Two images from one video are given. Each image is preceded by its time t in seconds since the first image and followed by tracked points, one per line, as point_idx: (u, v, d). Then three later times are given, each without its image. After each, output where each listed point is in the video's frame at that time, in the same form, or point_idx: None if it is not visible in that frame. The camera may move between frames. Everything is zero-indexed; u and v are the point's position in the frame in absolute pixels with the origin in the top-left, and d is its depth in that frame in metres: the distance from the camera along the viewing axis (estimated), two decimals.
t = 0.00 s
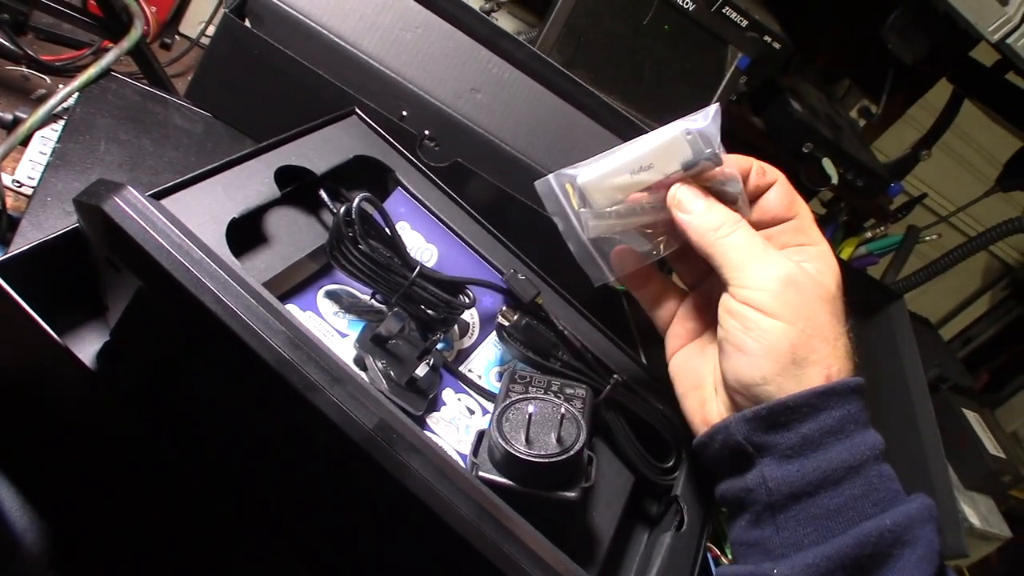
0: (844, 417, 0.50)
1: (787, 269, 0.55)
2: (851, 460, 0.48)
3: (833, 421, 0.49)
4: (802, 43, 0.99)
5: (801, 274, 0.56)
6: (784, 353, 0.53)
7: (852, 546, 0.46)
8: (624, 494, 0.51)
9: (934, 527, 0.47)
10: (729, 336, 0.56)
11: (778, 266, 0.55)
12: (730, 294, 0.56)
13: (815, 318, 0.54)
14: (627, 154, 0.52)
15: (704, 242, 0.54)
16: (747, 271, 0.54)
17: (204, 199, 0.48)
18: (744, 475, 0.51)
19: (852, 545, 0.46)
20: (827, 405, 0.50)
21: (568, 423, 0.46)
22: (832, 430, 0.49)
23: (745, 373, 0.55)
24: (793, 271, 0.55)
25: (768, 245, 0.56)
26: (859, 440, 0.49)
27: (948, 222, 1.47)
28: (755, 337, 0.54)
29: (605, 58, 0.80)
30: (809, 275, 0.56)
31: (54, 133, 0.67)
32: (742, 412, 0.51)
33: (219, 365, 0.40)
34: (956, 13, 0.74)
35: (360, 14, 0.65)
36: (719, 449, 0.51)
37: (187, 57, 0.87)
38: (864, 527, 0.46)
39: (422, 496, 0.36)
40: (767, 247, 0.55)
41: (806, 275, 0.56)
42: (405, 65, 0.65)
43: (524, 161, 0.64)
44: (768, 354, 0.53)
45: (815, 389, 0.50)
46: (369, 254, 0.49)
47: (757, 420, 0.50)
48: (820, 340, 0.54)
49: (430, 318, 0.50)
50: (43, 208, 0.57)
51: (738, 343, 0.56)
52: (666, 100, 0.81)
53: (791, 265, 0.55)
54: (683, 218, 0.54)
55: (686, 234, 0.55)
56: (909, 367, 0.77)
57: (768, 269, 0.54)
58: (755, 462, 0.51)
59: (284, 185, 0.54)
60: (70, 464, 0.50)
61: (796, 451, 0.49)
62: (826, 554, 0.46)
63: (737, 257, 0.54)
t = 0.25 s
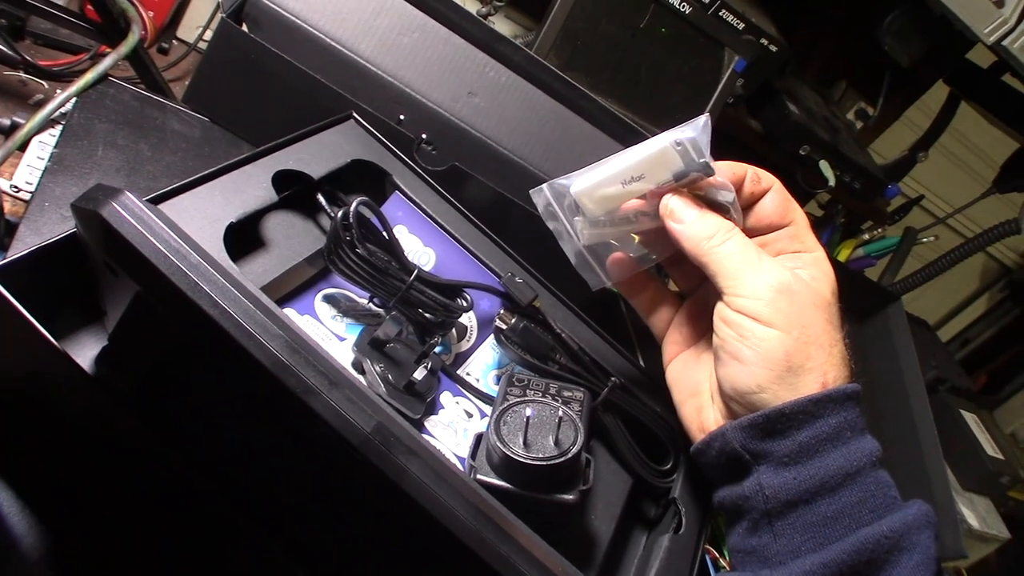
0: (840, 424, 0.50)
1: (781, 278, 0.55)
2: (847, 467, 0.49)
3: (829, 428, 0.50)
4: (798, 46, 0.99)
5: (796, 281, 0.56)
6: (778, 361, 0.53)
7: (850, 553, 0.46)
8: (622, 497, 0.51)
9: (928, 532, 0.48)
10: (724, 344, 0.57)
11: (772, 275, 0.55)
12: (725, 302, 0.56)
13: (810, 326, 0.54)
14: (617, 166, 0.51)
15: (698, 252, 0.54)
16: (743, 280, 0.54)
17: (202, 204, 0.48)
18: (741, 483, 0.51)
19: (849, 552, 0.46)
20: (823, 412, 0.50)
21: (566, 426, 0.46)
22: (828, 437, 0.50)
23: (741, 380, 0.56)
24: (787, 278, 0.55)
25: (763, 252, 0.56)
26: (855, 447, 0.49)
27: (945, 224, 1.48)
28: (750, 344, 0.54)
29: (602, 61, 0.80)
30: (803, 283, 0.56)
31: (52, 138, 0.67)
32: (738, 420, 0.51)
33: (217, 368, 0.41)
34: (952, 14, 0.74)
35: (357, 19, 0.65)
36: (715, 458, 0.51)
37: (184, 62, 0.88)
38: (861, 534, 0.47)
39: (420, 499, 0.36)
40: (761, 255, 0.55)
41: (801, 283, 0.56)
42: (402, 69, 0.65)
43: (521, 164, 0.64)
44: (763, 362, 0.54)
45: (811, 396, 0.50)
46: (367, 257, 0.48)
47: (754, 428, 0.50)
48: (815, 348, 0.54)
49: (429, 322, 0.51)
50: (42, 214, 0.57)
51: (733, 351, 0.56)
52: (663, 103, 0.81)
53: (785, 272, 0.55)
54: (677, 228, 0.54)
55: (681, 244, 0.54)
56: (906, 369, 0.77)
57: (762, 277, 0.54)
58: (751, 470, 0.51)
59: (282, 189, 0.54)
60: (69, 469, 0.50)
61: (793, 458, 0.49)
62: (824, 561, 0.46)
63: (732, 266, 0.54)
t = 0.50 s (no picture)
0: (833, 431, 0.50)
1: (773, 286, 0.54)
2: (840, 474, 0.48)
3: (822, 436, 0.49)
4: (797, 50, 0.99)
5: (789, 288, 0.55)
6: (769, 370, 0.53)
7: (842, 561, 0.46)
8: (621, 500, 0.51)
9: (923, 540, 0.47)
10: (716, 353, 0.57)
11: (762, 283, 0.54)
12: (716, 311, 0.55)
13: (802, 333, 0.54)
14: (599, 184, 0.51)
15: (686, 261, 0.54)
16: (732, 288, 0.54)
17: (201, 206, 0.48)
18: (735, 490, 0.51)
19: (841, 560, 0.46)
20: (815, 420, 0.50)
21: (565, 429, 0.46)
22: (821, 445, 0.49)
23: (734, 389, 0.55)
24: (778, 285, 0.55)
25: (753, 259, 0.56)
26: (848, 454, 0.49)
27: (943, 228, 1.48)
28: (740, 353, 0.54)
29: (601, 65, 0.80)
30: (795, 289, 0.55)
31: (51, 141, 0.67)
32: (730, 428, 0.51)
33: (215, 371, 0.40)
34: (951, 18, 0.74)
35: (356, 21, 0.65)
36: (710, 463, 0.51)
37: (183, 65, 0.88)
38: (853, 542, 0.46)
39: (420, 502, 0.36)
40: (751, 262, 0.55)
41: (793, 289, 0.55)
42: (401, 72, 0.65)
43: (520, 167, 0.64)
44: (753, 373, 0.53)
45: (803, 404, 0.50)
46: (367, 260, 0.48)
47: (746, 435, 0.50)
48: (807, 355, 0.53)
49: (428, 325, 0.50)
50: (40, 216, 0.57)
51: (725, 360, 0.56)
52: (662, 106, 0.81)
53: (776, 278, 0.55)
54: (666, 239, 0.54)
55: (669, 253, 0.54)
56: (905, 373, 0.77)
57: (752, 286, 0.54)
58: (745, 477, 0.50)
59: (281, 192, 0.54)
60: (67, 472, 0.50)
61: (786, 466, 0.49)
62: (816, 569, 0.46)
63: (721, 274, 0.54)
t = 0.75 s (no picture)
0: (819, 438, 0.49)
1: (753, 293, 0.54)
2: (827, 481, 0.48)
3: (808, 442, 0.49)
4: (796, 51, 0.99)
5: (771, 296, 0.54)
6: (749, 380, 0.53)
7: (828, 568, 0.45)
8: (621, 502, 0.50)
9: (914, 545, 0.46)
10: (701, 362, 0.57)
11: (742, 292, 0.54)
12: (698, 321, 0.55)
13: (784, 341, 0.53)
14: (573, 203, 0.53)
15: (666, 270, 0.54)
16: (712, 297, 0.54)
17: (200, 207, 0.48)
18: (724, 499, 0.50)
19: (827, 568, 0.45)
20: (801, 427, 0.49)
21: (566, 431, 0.46)
22: (807, 452, 0.49)
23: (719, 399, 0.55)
24: (759, 292, 0.54)
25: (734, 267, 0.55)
26: (835, 461, 0.49)
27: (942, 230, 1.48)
28: (722, 363, 0.54)
29: (601, 66, 0.80)
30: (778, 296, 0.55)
31: (50, 142, 0.67)
32: (717, 436, 0.50)
33: (215, 372, 0.40)
34: (950, 19, 0.74)
35: (356, 22, 0.65)
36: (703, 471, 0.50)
37: (182, 66, 0.88)
38: (840, 549, 0.46)
39: (420, 503, 0.36)
40: (731, 270, 0.55)
41: (776, 296, 0.55)
42: (401, 72, 0.65)
43: (520, 168, 0.64)
44: (734, 382, 0.53)
45: (785, 412, 0.49)
46: (366, 261, 0.48)
47: (731, 443, 0.50)
48: (789, 364, 0.53)
49: (428, 326, 0.50)
50: (39, 217, 0.57)
51: (708, 370, 0.56)
52: (662, 108, 0.81)
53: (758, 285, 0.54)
54: (648, 251, 0.54)
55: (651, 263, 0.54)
56: (905, 374, 0.77)
57: (732, 294, 0.53)
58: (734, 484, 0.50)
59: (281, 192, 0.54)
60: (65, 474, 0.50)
61: (773, 474, 0.49)
62: None
63: (700, 283, 0.54)
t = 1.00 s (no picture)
0: (798, 447, 0.49)
1: (722, 306, 0.54)
2: (807, 490, 0.48)
3: (788, 452, 0.49)
4: (795, 53, 0.99)
5: (744, 306, 0.55)
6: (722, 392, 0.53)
7: None
8: (621, 503, 0.50)
9: (896, 552, 0.47)
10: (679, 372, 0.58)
11: (714, 304, 0.54)
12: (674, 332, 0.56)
13: (757, 352, 0.54)
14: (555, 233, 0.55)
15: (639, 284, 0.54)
16: (685, 310, 0.54)
17: (200, 208, 0.48)
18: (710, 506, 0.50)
19: None
20: (779, 436, 0.49)
21: (565, 432, 0.45)
22: (787, 461, 0.49)
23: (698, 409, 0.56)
24: (731, 302, 0.54)
25: (706, 278, 0.56)
26: (816, 469, 0.48)
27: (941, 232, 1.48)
28: (697, 375, 0.55)
29: (600, 68, 0.80)
30: (751, 306, 0.55)
31: (49, 142, 0.67)
32: (699, 447, 0.50)
33: (214, 372, 0.40)
34: (950, 22, 0.74)
35: (355, 23, 0.65)
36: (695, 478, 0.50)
37: (181, 67, 0.88)
38: (821, 558, 0.46)
39: (419, 504, 0.36)
40: (703, 281, 0.55)
41: (749, 306, 0.55)
42: (400, 73, 0.65)
43: (520, 169, 0.64)
44: (709, 394, 0.54)
45: (762, 421, 0.49)
46: (366, 262, 0.48)
47: (712, 454, 0.49)
48: (763, 375, 0.53)
49: (427, 328, 0.50)
50: (38, 218, 0.57)
51: (686, 380, 0.57)
52: (661, 109, 0.81)
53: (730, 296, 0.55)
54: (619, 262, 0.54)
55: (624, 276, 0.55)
56: (904, 376, 0.77)
57: (704, 307, 0.54)
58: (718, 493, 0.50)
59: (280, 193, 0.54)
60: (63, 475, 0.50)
61: (755, 483, 0.49)
62: None
63: (673, 295, 0.54)
